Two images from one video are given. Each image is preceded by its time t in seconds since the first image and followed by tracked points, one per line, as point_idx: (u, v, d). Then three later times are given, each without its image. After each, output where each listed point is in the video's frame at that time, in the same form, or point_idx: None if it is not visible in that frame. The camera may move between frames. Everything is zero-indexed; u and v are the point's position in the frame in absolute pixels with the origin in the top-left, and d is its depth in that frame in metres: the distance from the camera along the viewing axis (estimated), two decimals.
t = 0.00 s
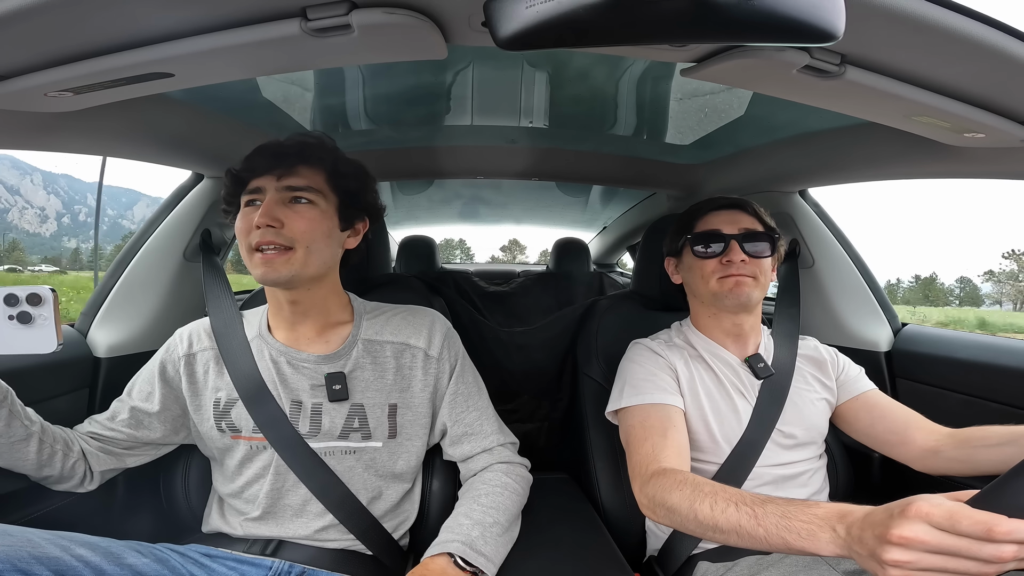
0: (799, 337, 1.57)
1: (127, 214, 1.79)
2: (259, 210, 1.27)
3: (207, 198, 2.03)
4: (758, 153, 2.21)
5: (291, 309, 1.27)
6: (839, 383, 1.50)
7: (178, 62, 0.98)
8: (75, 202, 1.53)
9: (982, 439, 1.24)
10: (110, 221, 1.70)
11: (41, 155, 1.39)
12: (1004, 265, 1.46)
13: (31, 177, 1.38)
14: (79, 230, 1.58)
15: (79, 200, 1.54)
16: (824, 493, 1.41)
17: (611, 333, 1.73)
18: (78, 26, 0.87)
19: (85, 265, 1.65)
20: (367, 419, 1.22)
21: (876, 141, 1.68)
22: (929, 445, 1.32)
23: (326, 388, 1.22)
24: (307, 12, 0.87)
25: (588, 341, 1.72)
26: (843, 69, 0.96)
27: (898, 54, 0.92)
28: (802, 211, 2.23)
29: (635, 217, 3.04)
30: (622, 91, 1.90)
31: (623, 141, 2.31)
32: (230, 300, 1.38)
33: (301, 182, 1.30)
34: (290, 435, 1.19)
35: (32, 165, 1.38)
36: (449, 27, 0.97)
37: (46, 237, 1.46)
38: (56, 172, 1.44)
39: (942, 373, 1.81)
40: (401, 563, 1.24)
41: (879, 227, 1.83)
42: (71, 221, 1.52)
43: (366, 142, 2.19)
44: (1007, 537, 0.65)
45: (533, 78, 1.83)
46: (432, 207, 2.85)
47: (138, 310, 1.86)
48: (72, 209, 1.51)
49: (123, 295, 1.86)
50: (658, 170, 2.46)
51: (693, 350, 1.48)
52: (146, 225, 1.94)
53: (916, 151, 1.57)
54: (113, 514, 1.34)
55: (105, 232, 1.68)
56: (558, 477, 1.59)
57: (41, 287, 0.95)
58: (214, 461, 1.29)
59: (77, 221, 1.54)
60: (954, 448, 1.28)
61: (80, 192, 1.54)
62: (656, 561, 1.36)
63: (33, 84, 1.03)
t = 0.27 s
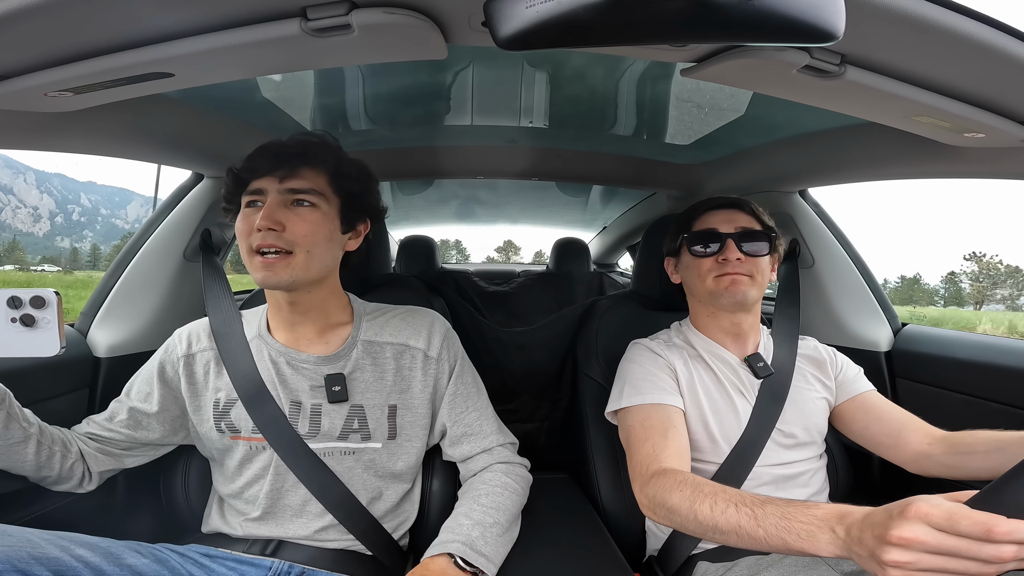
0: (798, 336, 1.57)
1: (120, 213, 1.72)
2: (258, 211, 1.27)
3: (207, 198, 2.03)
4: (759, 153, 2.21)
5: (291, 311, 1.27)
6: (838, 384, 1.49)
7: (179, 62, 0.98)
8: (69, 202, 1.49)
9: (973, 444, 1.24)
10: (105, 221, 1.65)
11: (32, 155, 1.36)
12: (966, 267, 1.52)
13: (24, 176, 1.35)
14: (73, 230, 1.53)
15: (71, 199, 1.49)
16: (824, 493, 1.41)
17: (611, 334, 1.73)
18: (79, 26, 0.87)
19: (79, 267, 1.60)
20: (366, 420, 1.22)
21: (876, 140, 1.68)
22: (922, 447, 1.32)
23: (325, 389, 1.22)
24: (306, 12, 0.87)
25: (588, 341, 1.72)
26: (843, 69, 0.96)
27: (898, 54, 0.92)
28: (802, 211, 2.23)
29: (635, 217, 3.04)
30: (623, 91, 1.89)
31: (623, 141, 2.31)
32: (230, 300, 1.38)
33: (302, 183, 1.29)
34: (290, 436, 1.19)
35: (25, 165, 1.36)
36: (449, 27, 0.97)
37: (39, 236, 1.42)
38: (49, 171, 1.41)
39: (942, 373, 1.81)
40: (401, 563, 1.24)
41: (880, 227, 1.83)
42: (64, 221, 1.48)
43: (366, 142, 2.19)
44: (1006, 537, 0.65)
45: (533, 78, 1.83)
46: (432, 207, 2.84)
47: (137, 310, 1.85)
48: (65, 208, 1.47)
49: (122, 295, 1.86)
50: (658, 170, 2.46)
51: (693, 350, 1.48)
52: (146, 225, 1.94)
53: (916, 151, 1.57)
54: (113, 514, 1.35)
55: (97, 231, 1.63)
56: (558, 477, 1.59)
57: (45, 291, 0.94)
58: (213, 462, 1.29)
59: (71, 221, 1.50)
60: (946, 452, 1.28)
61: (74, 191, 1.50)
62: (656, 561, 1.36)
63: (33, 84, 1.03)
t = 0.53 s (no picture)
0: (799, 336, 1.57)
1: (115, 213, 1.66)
2: (256, 211, 1.27)
3: (207, 199, 2.03)
4: (759, 153, 2.21)
5: (290, 311, 1.27)
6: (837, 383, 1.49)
7: (179, 62, 0.98)
8: (62, 201, 1.46)
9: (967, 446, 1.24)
10: (99, 222, 1.60)
11: (28, 154, 1.35)
12: (933, 267, 1.63)
13: (17, 175, 1.33)
14: (66, 230, 1.49)
15: (65, 198, 1.47)
16: (824, 493, 1.41)
17: (611, 334, 1.73)
18: (79, 26, 0.87)
19: (80, 266, 1.58)
20: (367, 420, 1.22)
21: (877, 140, 1.68)
22: (916, 447, 1.32)
23: (326, 389, 1.22)
24: (307, 13, 0.87)
25: (588, 341, 1.72)
26: (843, 69, 0.96)
27: (898, 54, 0.92)
28: (802, 211, 2.23)
29: (635, 217, 3.04)
30: (623, 90, 1.89)
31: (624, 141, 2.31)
32: (230, 301, 1.37)
33: (299, 182, 1.29)
34: (291, 435, 1.19)
35: (19, 163, 1.34)
36: (449, 27, 0.97)
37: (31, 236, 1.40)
38: (42, 170, 1.39)
39: (942, 372, 1.81)
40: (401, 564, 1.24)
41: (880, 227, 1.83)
42: (56, 220, 1.44)
43: (366, 142, 2.19)
44: (1007, 537, 0.65)
45: (533, 78, 1.83)
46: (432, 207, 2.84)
47: (138, 311, 1.85)
48: (58, 208, 1.44)
49: (123, 295, 1.86)
50: (659, 170, 2.46)
51: (693, 350, 1.48)
52: (146, 225, 1.94)
53: (917, 151, 1.57)
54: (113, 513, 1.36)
55: (91, 232, 1.58)
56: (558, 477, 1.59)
57: (52, 290, 0.95)
58: (214, 462, 1.29)
59: (64, 220, 1.47)
60: (939, 453, 1.28)
61: (67, 191, 1.47)
62: (656, 561, 1.35)
63: (33, 84, 1.03)
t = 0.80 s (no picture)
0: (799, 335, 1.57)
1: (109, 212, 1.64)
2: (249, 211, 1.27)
3: (207, 199, 2.03)
4: (759, 153, 2.21)
5: (286, 310, 1.27)
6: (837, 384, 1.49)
7: (179, 62, 0.98)
8: (55, 201, 1.45)
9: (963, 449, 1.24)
10: (93, 222, 1.58)
11: (29, 154, 1.36)
12: (905, 266, 1.73)
13: (11, 174, 1.33)
14: (59, 230, 1.48)
15: (59, 197, 1.46)
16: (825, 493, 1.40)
17: (611, 334, 1.73)
18: (78, 26, 0.87)
19: (79, 267, 1.58)
20: (365, 420, 1.22)
21: (877, 139, 1.68)
22: (913, 449, 1.32)
23: (324, 389, 1.22)
24: (306, 12, 0.87)
25: (589, 341, 1.72)
26: (843, 69, 0.96)
27: (898, 54, 0.92)
28: (802, 211, 2.23)
29: (635, 217, 3.04)
30: (622, 90, 1.89)
31: (623, 141, 2.31)
32: (229, 301, 1.37)
33: (290, 182, 1.29)
34: (290, 435, 1.19)
35: (14, 163, 1.33)
36: (449, 27, 0.97)
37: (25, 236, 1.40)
38: (36, 169, 1.38)
39: (942, 372, 1.81)
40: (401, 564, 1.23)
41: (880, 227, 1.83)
42: (49, 220, 1.44)
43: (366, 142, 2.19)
44: (1008, 537, 0.65)
45: (533, 78, 1.83)
46: (432, 207, 2.84)
47: (137, 311, 1.85)
48: (51, 207, 1.43)
49: (123, 295, 1.86)
50: (659, 170, 2.46)
51: (693, 349, 1.48)
52: (145, 225, 1.94)
53: (916, 151, 1.57)
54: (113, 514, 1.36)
55: (86, 232, 1.57)
56: (558, 477, 1.59)
57: (51, 283, 0.95)
58: (213, 462, 1.28)
59: (58, 220, 1.46)
60: (936, 455, 1.28)
61: (61, 190, 1.47)
62: (656, 561, 1.35)
63: (33, 84, 1.03)
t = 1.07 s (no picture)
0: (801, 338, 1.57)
1: (102, 212, 1.62)
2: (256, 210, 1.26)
3: (207, 198, 2.03)
4: (759, 154, 2.21)
5: (289, 311, 1.26)
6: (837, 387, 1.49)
7: (179, 62, 0.98)
8: (49, 200, 1.42)
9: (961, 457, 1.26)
10: (88, 222, 1.56)
11: (30, 154, 1.34)
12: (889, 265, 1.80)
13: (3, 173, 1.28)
14: (52, 229, 1.45)
15: (53, 197, 1.42)
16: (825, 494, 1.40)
17: (612, 333, 1.73)
18: (78, 26, 0.87)
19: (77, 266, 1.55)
20: (366, 418, 1.22)
21: (876, 139, 1.68)
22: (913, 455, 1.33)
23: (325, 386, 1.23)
24: (306, 12, 0.87)
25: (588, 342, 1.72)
26: (843, 69, 0.96)
27: (897, 55, 0.92)
28: (802, 211, 2.23)
29: (635, 217, 3.04)
30: (623, 90, 1.89)
31: (623, 141, 2.31)
32: (230, 300, 1.37)
33: (297, 183, 1.29)
34: (291, 434, 1.19)
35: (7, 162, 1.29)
36: (449, 27, 0.97)
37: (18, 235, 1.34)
38: (28, 168, 1.34)
39: (942, 373, 1.81)
40: (401, 564, 1.24)
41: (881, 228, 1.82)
42: (43, 220, 1.40)
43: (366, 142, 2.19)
44: (1009, 542, 0.65)
45: (533, 78, 1.83)
46: (432, 207, 2.84)
47: (138, 310, 1.85)
48: (45, 207, 1.40)
49: (122, 295, 1.86)
50: (659, 170, 2.46)
51: (696, 348, 1.48)
52: (146, 224, 1.94)
53: (916, 151, 1.57)
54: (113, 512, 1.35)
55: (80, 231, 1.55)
56: (558, 477, 1.59)
57: (55, 273, 1.03)
58: (213, 461, 1.28)
59: (52, 220, 1.42)
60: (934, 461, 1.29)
61: (55, 190, 1.43)
62: (656, 561, 1.35)
63: (33, 84, 1.03)
